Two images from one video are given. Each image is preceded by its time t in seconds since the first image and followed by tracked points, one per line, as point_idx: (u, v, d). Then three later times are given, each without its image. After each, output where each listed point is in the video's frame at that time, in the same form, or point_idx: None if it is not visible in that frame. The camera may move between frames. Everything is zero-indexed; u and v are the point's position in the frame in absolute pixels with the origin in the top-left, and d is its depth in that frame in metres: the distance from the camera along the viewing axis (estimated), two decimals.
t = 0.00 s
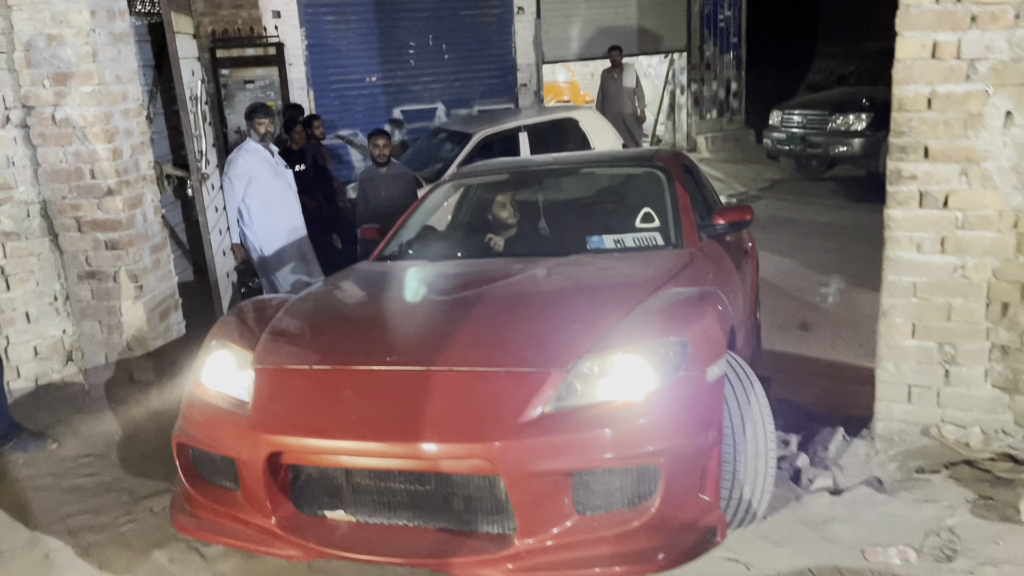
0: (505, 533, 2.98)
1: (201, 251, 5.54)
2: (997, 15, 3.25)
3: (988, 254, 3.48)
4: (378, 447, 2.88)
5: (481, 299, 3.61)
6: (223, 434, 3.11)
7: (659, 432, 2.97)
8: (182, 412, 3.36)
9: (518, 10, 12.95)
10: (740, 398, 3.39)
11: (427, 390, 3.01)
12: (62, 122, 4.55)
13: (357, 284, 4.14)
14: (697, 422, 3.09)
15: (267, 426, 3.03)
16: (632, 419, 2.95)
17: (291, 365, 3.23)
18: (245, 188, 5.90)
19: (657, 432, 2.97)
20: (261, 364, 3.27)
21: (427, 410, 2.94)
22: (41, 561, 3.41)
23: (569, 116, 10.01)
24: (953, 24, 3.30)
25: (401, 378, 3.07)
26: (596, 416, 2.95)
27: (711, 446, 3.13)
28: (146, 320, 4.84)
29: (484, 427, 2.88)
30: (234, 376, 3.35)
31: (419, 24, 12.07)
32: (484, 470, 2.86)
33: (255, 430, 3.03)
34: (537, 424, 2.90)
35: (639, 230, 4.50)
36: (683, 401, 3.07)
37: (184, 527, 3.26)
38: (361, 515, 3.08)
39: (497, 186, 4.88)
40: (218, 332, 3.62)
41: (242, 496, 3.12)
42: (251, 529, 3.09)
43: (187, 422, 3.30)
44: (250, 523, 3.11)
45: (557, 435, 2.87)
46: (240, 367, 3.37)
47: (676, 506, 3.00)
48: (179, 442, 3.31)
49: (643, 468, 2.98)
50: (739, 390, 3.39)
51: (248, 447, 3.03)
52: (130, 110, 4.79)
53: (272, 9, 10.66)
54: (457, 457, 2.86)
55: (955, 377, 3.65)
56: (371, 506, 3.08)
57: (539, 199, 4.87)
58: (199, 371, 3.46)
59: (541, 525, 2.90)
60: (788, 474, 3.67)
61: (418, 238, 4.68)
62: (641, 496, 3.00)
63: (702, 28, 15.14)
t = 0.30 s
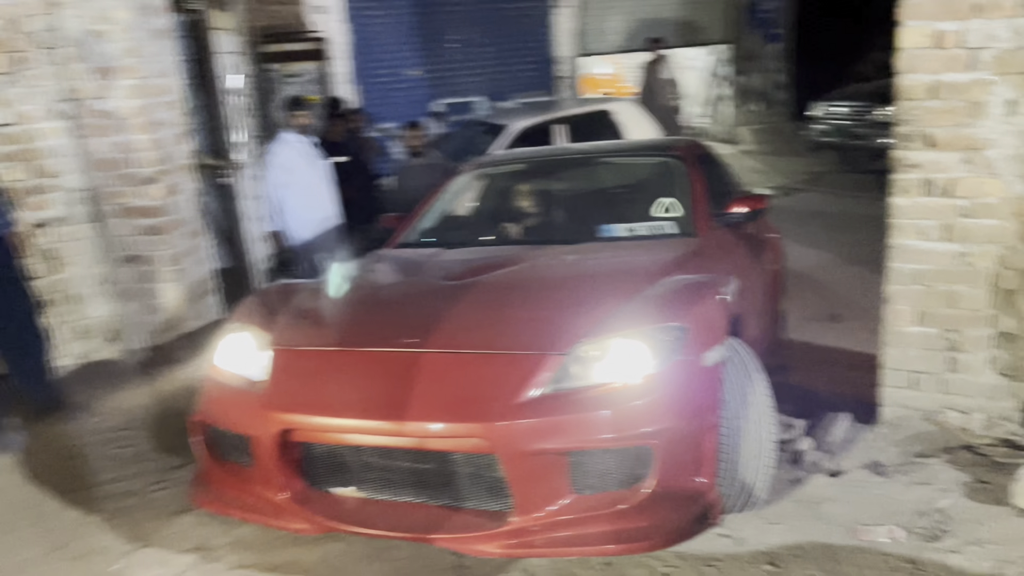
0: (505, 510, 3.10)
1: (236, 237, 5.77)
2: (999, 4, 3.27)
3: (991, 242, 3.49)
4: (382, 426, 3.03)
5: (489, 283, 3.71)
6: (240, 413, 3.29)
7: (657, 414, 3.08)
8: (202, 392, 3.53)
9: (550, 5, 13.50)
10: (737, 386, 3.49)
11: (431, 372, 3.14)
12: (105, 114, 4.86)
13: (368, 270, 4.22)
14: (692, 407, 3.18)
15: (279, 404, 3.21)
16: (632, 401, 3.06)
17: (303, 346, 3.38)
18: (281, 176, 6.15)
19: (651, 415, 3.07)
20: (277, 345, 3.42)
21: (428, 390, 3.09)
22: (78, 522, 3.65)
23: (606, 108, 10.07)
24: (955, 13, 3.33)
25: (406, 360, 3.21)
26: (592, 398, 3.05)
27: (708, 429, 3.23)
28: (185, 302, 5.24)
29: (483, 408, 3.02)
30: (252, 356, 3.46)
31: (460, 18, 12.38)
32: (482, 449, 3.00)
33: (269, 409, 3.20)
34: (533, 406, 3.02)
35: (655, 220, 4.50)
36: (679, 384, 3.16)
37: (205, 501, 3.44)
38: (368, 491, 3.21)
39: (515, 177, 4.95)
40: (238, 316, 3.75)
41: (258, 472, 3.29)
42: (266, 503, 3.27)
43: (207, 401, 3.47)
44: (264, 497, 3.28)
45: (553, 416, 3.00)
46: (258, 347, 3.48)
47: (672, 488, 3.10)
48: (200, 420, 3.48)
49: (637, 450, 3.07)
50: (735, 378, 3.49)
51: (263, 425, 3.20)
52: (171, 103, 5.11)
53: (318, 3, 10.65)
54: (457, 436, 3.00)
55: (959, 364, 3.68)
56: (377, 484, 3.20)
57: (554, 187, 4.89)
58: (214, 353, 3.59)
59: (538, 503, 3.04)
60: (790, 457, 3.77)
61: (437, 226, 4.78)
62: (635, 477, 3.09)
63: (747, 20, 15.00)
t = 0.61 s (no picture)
0: (499, 497, 3.13)
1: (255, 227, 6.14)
2: (981, 7, 3.37)
3: (975, 238, 3.60)
4: (379, 414, 3.07)
5: (489, 277, 3.75)
6: (244, 399, 3.34)
7: (647, 404, 3.08)
8: (210, 379, 3.60)
9: None
10: (730, 377, 3.44)
11: (429, 363, 3.17)
12: (130, 109, 5.07)
13: (363, 265, 4.20)
14: (682, 397, 3.18)
15: (281, 392, 3.25)
16: (622, 391, 3.06)
17: (306, 336, 3.43)
18: (300, 170, 6.32)
19: (643, 405, 3.07)
20: (281, 335, 3.48)
21: (426, 380, 3.12)
22: (97, 493, 3.87)
23: (625, 103, 10.09)
24: (938, 15, 3.44)
25: (405, 350, 3.24)
26: (583, 389, 3.06)
27: (697, 421, 3.23)
28: (203, 290, 5.34)
29: (476, 397, 3.04)
30: (257, 346, 3.54)
31: (484, 13, 12.31)
32: (475, 437, 3.02)
33: (272, 396, 3.25)
34: (526, 396, 3.04)
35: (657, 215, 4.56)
36: (669, 377, 3.16)
37: (211, 484, 3.51)
38: (368, 478, 3.28)
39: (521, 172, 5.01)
40: (242, 305, 3.79)
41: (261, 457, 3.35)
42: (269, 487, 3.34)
43: (214, 388, 3.53)
44: (269, 482, 3.34)
45: (545, 406, 3.01)
46: (263, 337, 3.56)
47: (660, 477, 3.12)
48: (207, 407, 3.55)
49: (626, 440, 3.09)
50: (729, 367, 3.44)
51: (266, 411, 3.25)
52: (190, 98, 5.30)
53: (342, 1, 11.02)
54: (451, 425, 3.02)
55: (943, 356, 3.78)
56: (376, 470, 3.26)
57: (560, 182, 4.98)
58: (224, 343, 3.67)
59: (529, 490, 3.06)
60: (778, 445, 3.86)
61: (443, 221, 4.89)
62: (624, 467, 3.10)
63: (770, 13, 14.88)
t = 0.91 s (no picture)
0: (493, 483, 3.13)
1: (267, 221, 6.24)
2: (960, 14, 3.50)
3: (953, 236, 3.74)
4: (377, 401, 3.08)
5: (488, 271, 3.77)
6: (248, 385, 3.36)
7: (634, 393, 3.08)
8: (217, 367, 3.61)
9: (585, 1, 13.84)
10: (716, 371, 3.45)
11: (428, 352, 3.19)
12: (147, 106, 5.25)
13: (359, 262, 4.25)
14: (668, 387, 3.18)
15: (284, 378, 3.27)
16: (612, 380, 3.07)
17: (309, 326, 3.45)
18: (311, 167, 6.53)
19: (632, 394, 3.08)
20: (285, 324, 3.50)
21: (424, 368, 3.13)
22: (110, 472, 4.05)
23: (633, 104, 10.19)
24: (919, 22, 3.57)
25: (404, 340, 3.26)
26: (574, 378, 3.07)
27: (683, 410, 3.25)
28: (215, 280, 5.54)
29: (471, 385, 3.05)
30: (262, 336, 3.57)
31: (497, 14, 12.45)
32: (470, 424, 3.03)
33: (274, 382, 3.27)
34: (519, 384, 3.05)
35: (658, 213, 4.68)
36: (657, 367, 3.17)
37: (216, 468, 3.55)
38: (367, 463, 3.29)
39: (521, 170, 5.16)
40: (249, 297, 3.82)
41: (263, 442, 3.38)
42: (270, 471, 3.36)
43: (219, 375, 3.56)
44: (272, 466, 3.36)
45: (539, 394, 3.02)
46: (268, 327, 3.59)
47: (646, 464, 3.14)
48: (213, 394, 3.57)
49: (614, 427, 3.09)
50: (716, 360, 3.45)
51: (268, 396, 3.27)
52: (205, 96, 5.51)
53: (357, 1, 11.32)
54: (447, 411, 3.03)
55: (924, 350, 3.92)
56: (375, 455, 3.27)
57: (559, 181, 5.10)
58: (231, 332, 3.68)
59: (521, 476, 3.06)
60: (764, 434, 3.96)
61: (445, 217, 5.00)
62: (611, 453, 3.12)
63: (781, 18, 14.87)
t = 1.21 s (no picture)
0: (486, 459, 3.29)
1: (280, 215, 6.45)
2: (943, 17, 3.63)
3: (937, 232, 3.87)
4: (377, 379, 3.26)
5: (487, 261, 3.94)
6: (257, 366, 3.55)
7: (621, 374, 3.25)
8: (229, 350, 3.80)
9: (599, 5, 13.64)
10: (701, 356, 3.61)
11: (426, 334, 3.36)
12: (166, 103, 5.48)
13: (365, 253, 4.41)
14: (653, 371, 3.34)
15: (291, 358, 3.45)
16: (599, 361, 3.23)
17: (315, 310, 3.63)
18: (325, 164, 6.69)
19: (617, 375, 3.24)
20: (293, 309, 3.68)
21: (422, 349, 3.30)
22: (127, 452, 4.24)
23: (644, 105, 10.25)
24: (904, 24, 3.70)
25: (404, 323, 3.43)
26: (562, 359, 3.23)
27: (668, 392, 3.41)
28: (229, 271, 5.78)
29: (465, 364, 3.22)
30: (272, 320, 3.75)
31: (509, 16, 12.48)
32: (464, 402, 3.20)
33: (282, 362, 3.45)
34: (511, 365, 3.21)
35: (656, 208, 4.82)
36: (643, 351, 3.33)
37: (227, 445, 3.73)
38: (368, 440, 3.46)
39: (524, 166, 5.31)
40: (260, 284, 3.99)
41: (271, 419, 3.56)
42: (278, 447, 3.54)
43: (231, 356, 3.74)
44: (279, 442, 3.54)
45: (530, 373, 3.19)
46: (278, 312, 3.77)
47: (631, 442, 3.30)
48: (224, 374, 3.75)
49: (601, 407, 3.26)
50: (701, 345, 3.62)
51: (276, 375, 3.45)
52: (222, 94, 5.75)
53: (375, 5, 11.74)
54: (442, 389, 3.20)
55: (909, 342, 4.07)
56: (375, 432, 3.44)
57: (561, 177, 5.18)
58: (244, 317, 3.87)
59: (513, 451, 3.23)
60: (753, 422, 4.08)
61: (450, 212, 5.12)
62: (599, 432, 3.28)
63: (793, 19, 14.78)
